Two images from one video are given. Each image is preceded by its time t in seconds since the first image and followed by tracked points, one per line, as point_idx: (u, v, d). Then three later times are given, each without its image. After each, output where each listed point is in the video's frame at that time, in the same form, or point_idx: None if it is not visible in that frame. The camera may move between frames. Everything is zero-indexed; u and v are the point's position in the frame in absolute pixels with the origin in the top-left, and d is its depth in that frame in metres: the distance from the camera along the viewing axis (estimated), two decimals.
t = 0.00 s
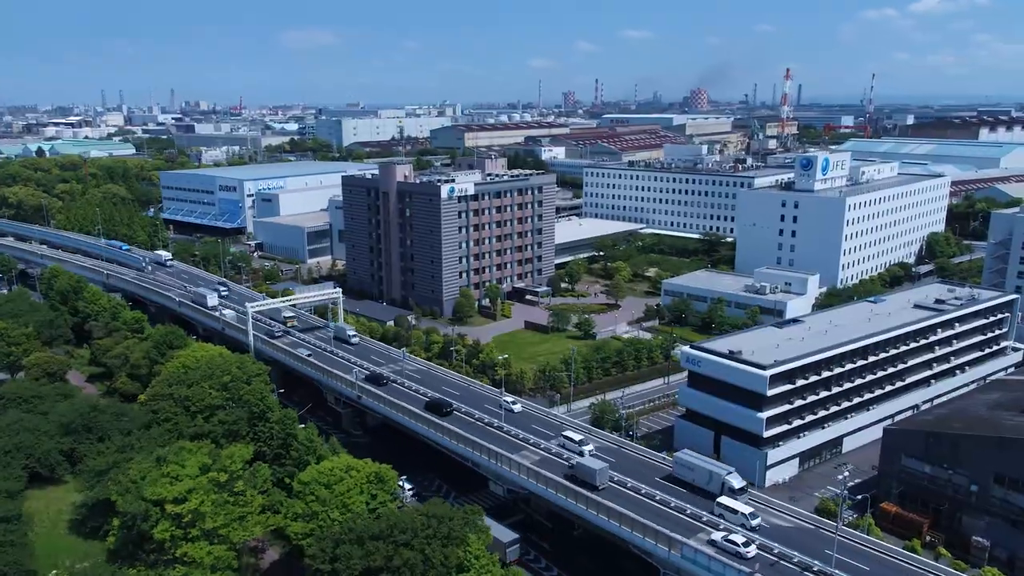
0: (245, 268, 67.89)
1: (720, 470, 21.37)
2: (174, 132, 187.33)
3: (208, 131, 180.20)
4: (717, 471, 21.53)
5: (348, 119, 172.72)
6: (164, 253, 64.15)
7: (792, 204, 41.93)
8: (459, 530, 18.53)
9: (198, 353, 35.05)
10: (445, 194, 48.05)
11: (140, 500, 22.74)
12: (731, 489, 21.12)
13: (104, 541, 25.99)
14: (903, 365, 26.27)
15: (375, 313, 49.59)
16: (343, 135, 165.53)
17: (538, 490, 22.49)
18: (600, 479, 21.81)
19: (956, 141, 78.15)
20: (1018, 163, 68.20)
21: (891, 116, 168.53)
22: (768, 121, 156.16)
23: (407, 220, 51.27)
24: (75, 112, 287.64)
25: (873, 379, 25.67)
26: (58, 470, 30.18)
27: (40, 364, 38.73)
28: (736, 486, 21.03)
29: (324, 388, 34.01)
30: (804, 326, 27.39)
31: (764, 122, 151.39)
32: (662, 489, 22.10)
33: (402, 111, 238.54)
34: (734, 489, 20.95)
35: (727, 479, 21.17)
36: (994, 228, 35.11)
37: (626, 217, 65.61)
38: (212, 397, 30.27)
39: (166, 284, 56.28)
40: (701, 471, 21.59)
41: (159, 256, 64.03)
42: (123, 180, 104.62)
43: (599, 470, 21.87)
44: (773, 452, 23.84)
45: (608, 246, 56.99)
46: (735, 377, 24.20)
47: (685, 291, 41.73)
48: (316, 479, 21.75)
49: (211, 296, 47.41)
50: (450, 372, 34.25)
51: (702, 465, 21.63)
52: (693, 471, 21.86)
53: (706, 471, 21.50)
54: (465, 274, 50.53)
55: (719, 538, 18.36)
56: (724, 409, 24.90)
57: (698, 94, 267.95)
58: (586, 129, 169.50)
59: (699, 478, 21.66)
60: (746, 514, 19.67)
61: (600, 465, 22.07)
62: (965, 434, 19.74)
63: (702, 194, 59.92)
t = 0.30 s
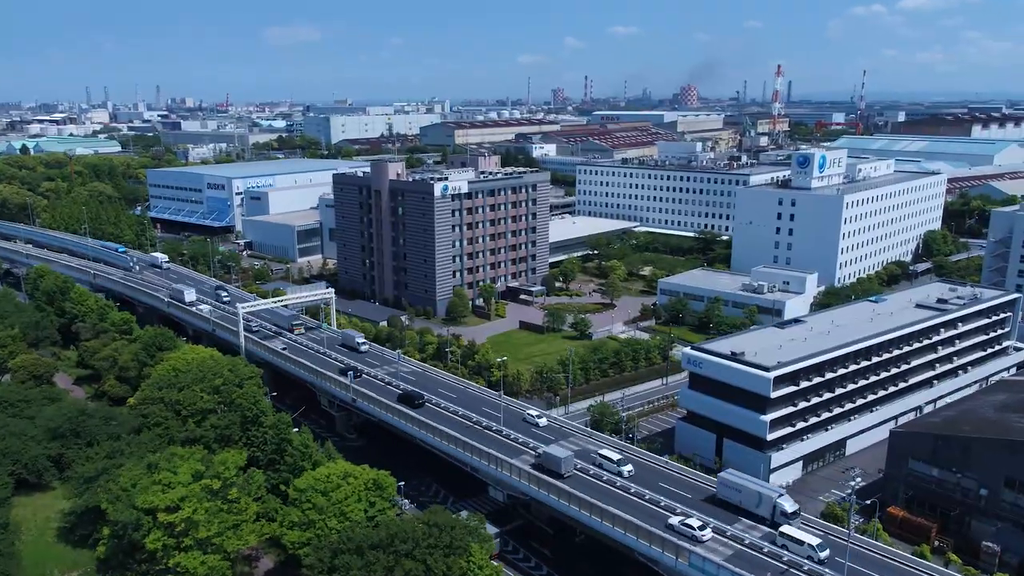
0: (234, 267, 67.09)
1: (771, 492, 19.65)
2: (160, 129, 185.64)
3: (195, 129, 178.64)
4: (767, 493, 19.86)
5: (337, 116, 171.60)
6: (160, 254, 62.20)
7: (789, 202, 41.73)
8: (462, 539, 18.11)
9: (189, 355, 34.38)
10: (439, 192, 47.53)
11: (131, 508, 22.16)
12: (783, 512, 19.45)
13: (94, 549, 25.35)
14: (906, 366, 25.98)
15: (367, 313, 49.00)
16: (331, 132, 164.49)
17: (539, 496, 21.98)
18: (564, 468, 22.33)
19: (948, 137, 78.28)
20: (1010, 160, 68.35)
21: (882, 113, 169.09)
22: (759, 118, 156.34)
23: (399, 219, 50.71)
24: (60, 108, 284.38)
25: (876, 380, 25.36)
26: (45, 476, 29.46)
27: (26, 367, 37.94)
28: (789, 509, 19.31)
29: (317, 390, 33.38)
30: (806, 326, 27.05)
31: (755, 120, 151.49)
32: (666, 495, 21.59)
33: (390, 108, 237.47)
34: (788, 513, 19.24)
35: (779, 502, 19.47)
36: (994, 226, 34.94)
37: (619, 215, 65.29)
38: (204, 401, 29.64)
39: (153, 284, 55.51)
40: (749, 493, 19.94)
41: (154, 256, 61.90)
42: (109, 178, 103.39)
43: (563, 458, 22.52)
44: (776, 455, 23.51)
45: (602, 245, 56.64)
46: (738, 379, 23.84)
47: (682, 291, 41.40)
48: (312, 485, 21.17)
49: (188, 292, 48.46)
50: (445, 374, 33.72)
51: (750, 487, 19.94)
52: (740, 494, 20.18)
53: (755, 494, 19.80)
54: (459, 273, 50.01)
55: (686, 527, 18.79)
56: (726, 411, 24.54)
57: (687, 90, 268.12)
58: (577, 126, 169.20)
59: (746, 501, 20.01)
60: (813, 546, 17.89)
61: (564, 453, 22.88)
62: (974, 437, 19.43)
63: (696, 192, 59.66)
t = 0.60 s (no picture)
0: (225, 267, 66.31)
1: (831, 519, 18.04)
2: (148, 126, 184.06)
3: (183, 126, 177.23)
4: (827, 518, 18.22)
5: (327, 113, 170.55)
6: (160, 257, 60.19)
7: (788, 200, 41.53)
8: (467, 551, 17.66)
9: (181, 358, 33.75)
10: (434, 190, 46.98)
11: (124, 518, 21.59)
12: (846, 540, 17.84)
13: (85, 559, 24.70)
14: (912, 368, 25.65)
15: (361, 313, 48.38)
16: (321, 130, 163.46)
17: (542, 503, 21.45)
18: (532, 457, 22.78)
19: (942, 135, 78.27)
20: (1005, 158, 68.36)
21: (873, 110, 169.52)
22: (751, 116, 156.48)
23: (393, 217, 50.13)
24: (46, 105, 281.92)
25: (882, 382, 25.02)
26: (35, 483, 28.75)
27: (14, 370, 37.16)
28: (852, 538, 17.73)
29: (312, 393, 32.78)
30: (811, 327, 26.66)
31: (747, 117, 151.42)
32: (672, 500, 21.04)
33: (381, 106, 236.67)
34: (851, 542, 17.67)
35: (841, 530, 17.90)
36: (996, 225, 34.77)
37: (614, 213, 64.93)
38: (197, 406, 29.04)
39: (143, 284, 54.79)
40: (807, 519, 18.28)
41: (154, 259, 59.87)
42: (97, 177, 102.24)
43: (532, 447, 22.89)
44: (782, 459, 23.12)
45: (598, 244, 56.22)
46: (744, 382, 23.45)
47: (680, 290, 41.03)
48: (311, 494, 20.64)
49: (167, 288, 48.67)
50: (443, 376, 33.20)
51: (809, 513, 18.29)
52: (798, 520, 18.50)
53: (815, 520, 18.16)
54: (454, 273, 49.49)
55: (646, 512, 19.51)
56: (731, 415, 24.14)
57: (679, 87, 268.11)
58: (568, 123, 168.87)
59: (806, 528, 18.38)
60: None
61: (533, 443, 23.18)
62: (987, 441, 19.05)
63: (692, 190, 59.37)
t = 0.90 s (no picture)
0: (216, 267, 65.48)
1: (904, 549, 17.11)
2: (135, 124, 182.41)
3: (171, 124, 175.61)
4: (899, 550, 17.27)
5: (317, 111, 169.41)
6: (159, 260, 58.45)
7: (787, 198, 41.27)
8: (475, 561, 17.21)
9: (174, 361, 33.08)
10: (429, 189, 46.45)
11: (117, 528, 20.99)
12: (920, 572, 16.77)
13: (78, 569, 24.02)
14: (919, 369, 25.29)
15: (355, 314, 47.74)
16: (311, 127, 162.35)
17: (547, 510, 20.91)
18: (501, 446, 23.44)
19: (937, 132, 78.32)
20: (1000, 155, 68.42)
21: (865, 107, 169.91)
22: (743, 113, 156.49)
23: (388, 216, 49.53)
24: (31, 103, 279.11)
25: (889, 383, 24.63)
26: (24, 490, 28.03)
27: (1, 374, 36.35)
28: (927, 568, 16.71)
29: (308, 397, 32.20)
30: (816, 328, 26.24)
31: (739, 114, 151.36)
32: (680, 506, 20.45)
33: (370, 103, 235.76)
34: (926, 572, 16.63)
35: (916, 560, 16.90)
36: (999, 223, 34.65)
37: (610, 212, 64.54)
38: (191, 411, 28.41)
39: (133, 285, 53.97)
40: (878, 548, 17.31)
41: (153, 263, 58.10)
42: (84, 175, 100.98)
43: (502, 438, 23.62)
44: (790, 464, 22.69)
45: (594, 242, 55.78)
46: (750, 385, 23.02)
47: (680, 290, 40.65)
48: (310, 503, 20.11)
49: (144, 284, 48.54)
50: (441, 379, 32.68)
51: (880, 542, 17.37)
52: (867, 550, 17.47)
53: (887, 550, 17.21)
54: (450, 273, 48.94)
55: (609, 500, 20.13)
56: (737, 419, 23.69)
57: (670, 84, 268.05)
58: (560, 120, 168.49)
59: (875, 558, 17.35)
60: None
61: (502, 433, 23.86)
62: (1001, 445, 18.71)
63: (688, 188, 59.05)
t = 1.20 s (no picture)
0: (207, 267, 64.71)
1: None
2: (122, 121, 180.83)
3: (159, 121, 174.15)
4: None
5: (307, 108, 168.29)
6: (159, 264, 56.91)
7: (787, 196, 41.05)
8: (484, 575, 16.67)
9: (168, 365, 32.47)
10: (425, 188, 45.90)
11: (111, 540, 20.38)
12: None
13: None
14: (928, 371, 24.82)
15: (350, 315, 47.08)
16: (300, 125, 161.33)
17: (553, 519, 20.33)
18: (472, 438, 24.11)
19: (932, 130, 78.31)
20: (996, 153, 68.38)
21: (858, 104, 170.30)
22: (736, 110, 156.46)
23: (383, 216, 48.93)
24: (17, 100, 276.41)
25: (898, 386, 24.15)
26: (14, 499, 27.31)
27: None
28: None
29: (304, 401, 31.60)
30: (823, 329, 25.73)
31: (733, 111, 151.28)
32: (690, 514, 19.89)
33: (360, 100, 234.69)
34: None
35: None
36: (1004, 222, 34.42)
37: (606, 210, 64.16)
38: (186, 417, 27.79)
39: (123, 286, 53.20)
40: None
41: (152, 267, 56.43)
42: (72, 173, 99.84)
43: (472, 430, 24.30)
44: (799, 469, 22.19)
45: (591, 242, 55.33)
46: (758, 389, 22.49)
47: (679, 290, 40.27)
48: (311, 514, 19.54)
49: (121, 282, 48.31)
50: (439, 382, 32.12)
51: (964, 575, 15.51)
52: None
53: None
54: (446, 273, 48.40)
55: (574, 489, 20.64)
56: (744, 423, 23.18)
57: (660, 81, 268.17)
58: (552, 118, 168.02)
59: None
60: None
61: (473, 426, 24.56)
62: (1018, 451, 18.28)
63: (685, 187, 58.73)
